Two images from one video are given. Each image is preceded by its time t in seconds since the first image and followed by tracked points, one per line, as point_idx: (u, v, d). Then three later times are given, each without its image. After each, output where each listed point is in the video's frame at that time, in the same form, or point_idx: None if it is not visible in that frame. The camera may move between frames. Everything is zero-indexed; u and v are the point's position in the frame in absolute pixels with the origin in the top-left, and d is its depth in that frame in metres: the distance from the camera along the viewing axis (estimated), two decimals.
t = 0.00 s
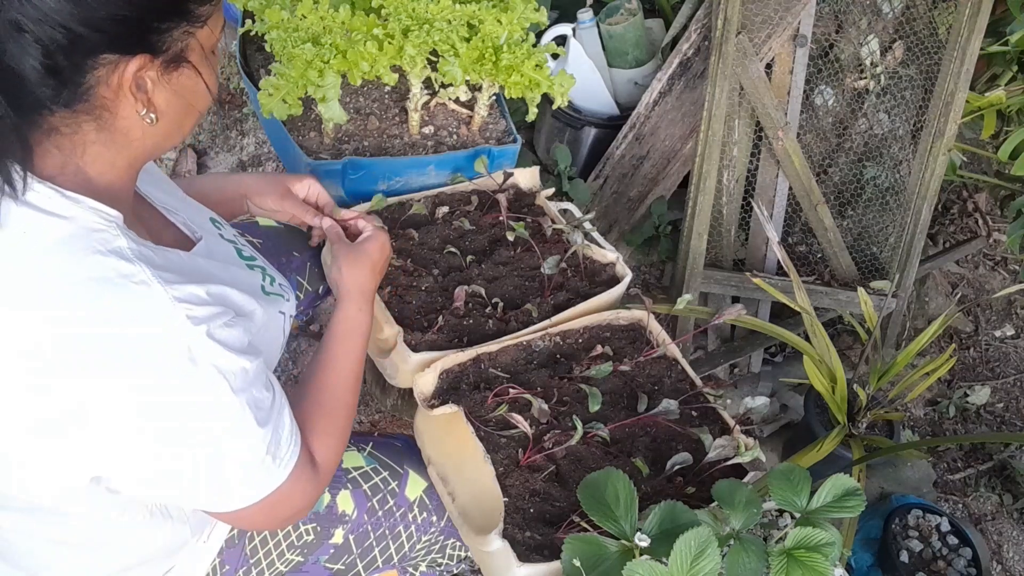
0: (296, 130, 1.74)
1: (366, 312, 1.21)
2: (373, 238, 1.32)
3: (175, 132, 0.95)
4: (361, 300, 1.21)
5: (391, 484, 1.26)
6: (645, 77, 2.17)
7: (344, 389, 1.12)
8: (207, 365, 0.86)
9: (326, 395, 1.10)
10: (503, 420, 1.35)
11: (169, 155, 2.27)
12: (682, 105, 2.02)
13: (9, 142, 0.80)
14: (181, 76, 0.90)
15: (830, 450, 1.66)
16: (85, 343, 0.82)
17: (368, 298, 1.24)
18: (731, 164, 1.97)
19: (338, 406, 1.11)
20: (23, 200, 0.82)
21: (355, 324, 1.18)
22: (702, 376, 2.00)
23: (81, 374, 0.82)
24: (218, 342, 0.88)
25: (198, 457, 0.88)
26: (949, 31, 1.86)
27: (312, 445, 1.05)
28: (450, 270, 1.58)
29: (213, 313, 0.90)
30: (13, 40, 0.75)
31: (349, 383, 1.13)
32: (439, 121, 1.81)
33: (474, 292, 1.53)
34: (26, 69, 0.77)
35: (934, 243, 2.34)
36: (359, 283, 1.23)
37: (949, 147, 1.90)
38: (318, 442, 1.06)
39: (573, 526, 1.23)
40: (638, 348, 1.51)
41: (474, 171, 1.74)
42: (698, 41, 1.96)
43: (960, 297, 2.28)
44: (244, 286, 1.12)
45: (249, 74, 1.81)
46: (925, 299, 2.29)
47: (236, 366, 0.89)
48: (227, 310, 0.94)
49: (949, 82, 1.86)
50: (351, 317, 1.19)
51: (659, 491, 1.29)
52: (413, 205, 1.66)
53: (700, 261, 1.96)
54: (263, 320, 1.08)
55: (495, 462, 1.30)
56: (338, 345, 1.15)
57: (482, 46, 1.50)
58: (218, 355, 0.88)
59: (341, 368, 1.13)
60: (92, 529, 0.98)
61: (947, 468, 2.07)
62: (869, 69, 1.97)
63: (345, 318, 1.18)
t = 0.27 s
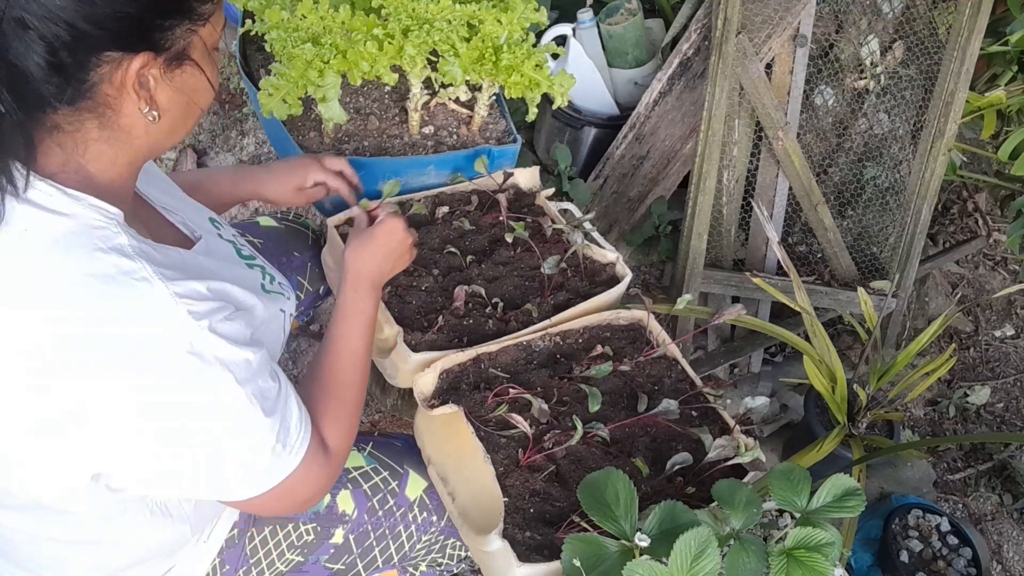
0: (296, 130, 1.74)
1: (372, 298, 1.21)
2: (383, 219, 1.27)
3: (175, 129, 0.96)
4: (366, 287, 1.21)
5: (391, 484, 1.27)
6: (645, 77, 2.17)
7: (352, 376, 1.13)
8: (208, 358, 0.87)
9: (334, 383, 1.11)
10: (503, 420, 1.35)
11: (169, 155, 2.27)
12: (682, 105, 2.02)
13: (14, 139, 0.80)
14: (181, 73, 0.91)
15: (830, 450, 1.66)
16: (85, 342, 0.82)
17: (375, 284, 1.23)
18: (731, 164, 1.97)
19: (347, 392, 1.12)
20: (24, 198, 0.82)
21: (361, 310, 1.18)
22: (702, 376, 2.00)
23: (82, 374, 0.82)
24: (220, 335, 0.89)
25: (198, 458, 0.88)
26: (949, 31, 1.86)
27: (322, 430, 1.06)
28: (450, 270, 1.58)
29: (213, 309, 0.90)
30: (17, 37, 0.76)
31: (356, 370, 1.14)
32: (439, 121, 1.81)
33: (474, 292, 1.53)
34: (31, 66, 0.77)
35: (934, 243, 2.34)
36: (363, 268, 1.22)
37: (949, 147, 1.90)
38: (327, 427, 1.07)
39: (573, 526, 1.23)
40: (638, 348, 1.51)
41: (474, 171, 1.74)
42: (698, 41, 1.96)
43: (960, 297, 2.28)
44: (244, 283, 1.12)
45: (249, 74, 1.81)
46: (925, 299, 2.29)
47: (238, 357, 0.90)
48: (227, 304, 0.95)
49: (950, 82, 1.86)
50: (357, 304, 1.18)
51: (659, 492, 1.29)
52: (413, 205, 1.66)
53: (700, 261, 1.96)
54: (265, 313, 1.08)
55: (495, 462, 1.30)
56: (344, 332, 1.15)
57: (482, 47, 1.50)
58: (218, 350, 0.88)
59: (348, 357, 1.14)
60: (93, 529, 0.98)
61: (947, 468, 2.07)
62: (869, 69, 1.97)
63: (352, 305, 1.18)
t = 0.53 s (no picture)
0: (296, 130, 1.74)
1: (377, 283, 1.22)
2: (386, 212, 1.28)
3: (175, 126, 0.97)
4: (370, 274, 1.23)
5: (390, 484, 1.27)
6: (646, 77, 2.17)
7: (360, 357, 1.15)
8: (214, 346, 0.88)
9: (343, 362, 1.13)
10: (504, 420, 1.35)
11: (169, 155, 2.27)
12: (682, 105, 2.02)
13: (15, 135, 0.82)
14: (182, 69, 0.92)
15: (830, 450, 1.66)
16: (86, 340, 0.84)
17: (378, 272, 1.24)
18: (731, 164, 1.97)
19: (356, 372, 1.13)
20: (27, 193, 0.83)
21: (366, 295, 1.19)
22: (702, 376, 2.00)
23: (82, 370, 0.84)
24: (224, 326, 0.89)
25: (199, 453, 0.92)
26: (949, 31, 1.86)
27: (332, 408, 1.08)
28: (450, 270, 1.59)
29: (216, 299, 0.91)
30: (18, 35, 0.77)
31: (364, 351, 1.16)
32: (439, 121, 1.81)
33: (474, 292, 1.53)
34: (32, 65, 0.79)
35: (934, 243, 2.34)
36: (366, 257, 1.24)
37: (949, 146, 1.90)
38: (337, 405, 1.09)
39: (573, 526, 1.23)
40: (638, 348, 1.51)
41: (474, 171, 1.74)
42: (699, 41, 1.96)
43: (960, 297, 2.28)
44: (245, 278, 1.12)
45: (249, 74, 1.81)
46: (925, 299, 2.29)
47: (243, 342, 0.91)
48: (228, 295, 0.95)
49: (950, 82, 1.86)
50: (360, 291, 1.20)
51: (659, 492, 1.29)
52: (413, 205, 1.66)
53: (700, 261, 1.96)
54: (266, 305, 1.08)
55: (495, 462, 1.30)
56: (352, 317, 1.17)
57: (482, 47, 1.50)
58: (224, 338, 0.89)
59: (355, 338, 1.16)
60: (91, 528, 0.99)
61: (947, 468, 2.07)
62: (869, 69, 1.97)
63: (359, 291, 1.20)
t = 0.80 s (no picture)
0: (296, 130, 1.74)
1: (378, 275, 1.26)
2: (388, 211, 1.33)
3: (177, 121, 0.98)
4: (371, 265, 1.27)
5: (390, 483, 1.27)
6: (646, 77, 2.17)
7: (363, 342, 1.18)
8: (219, 334, 0.89)
9: (348, 346, 1.17)
10: (504, 420, 1.35)
11: (169, 155, 2.27)
12: (682, 105, 2.02)
13: (21, 128, 0.83)
14: (184, 62, 0.92)
15: (830, 450, 1.66)
16: (86, 340, 0.85)
17: (379, 264, 1.29)
18: (731, 164, 1.97)
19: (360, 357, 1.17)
20: (31, 185, 0.84)
21: (369, 284, 1.23)
22: (702, 376, 2.00)
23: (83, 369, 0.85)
24: (227, 312, 0.91)
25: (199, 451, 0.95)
26: (949, 31, 1.86)
27: (338, 388, 1.11)
28: (450, 270, 1.58)
29: (219, 289, 0.92)
30: (22, 27, 0.78)
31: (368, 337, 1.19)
32: (439, 121, 1.81)
33: (474, 292, 1.52)
34: (36, 56, 0.80)
35: (934, 243, 2.34)
36: (367, 249, 1.28)
37: (949, 146, 1.91)
38: (343, 386, 1.12)
39: (572, 526, 1.23)
40: (638, 348, 1.51)
41: (474, 171, 1.74)
42: (699, 41, 1.96)
43: (960, 297, 2.28)
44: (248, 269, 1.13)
45: (249, 74, 1.81)
46: (925, 299, 2.29)
47: (247, 329, 0.92)
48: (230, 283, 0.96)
49: (950, 82, 1.86)
50: (363, 281, 1.24)
51: (659, 491, 1.29)
52: (413, 204, 1.66)
53: (700, 261, 1.96)
54: (268, 295, 1.08)
55: (495, 462, 1.30)
56: (356, 304, 1.21)
57: (482, 47, 1.50)
58: (228, 326, 0.90)
59: (360, 326, 1.19)
60: (91, 528, 0.99)
61: (947, 468, 2.07)
62: (869, 69, 1.97)
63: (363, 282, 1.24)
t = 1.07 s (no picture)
0: (296, 130, 1.74)
1: (380, 271, 1.29)
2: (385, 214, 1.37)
3: (177, 117, 0.98)
4: (372, 260, 1.30)
5: (390, 483, 1.28)
6: (646, 77, 2.17)
7: (366, 332, 1.20)
8: (219, 326, 0.89)
9: (351, 335, 1.18)
10: (504, 420, 1.35)
11: (169, 155, 2.27)
12: (682, 105, 2.02)
13: (21, 122, 0.83)
14: (182, 58, 0.93)
15: (830, 450, 1.66)
16: (87, 339, 0.85)
17: (380, 260, 1.31)
18: (731, 164, 1.97)
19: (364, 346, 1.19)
20: (32, 179, 0.84)
21: (370, 280, 1.26)
22: (702, 376, 2.00)
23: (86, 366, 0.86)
24: (227, 305, 0.91)
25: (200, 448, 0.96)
26: (949, 31, 1.86)
27: (340, 375, 1.13)
28: (450, 270, 1.58)
29: (219, 283, 0.92)
30: (22, 23, 0.77)
31: (370, 329, 1.21)
32: (439, 121, 1.81)
33: (474, 292, 1.52)
34: (35, 52, 0.79)
35: (934, 243, 2.34)
36: (367, 244, 1.32)
37: (949, 147, 1.91)
38: (344, 373, 1.13)
39: (572, 526, 1.23)
40: (638, 348, 1.51)
41: (474, 171, 1.74)
42: (699, 41, 1.96)
43: (960, 297, 2.28)
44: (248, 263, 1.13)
45: (249, 74, 1.81)
46: (925, 299, 2.29)
47: (248, 320, 0.93)
48: (230, 276, 0.96)
49: (949, 82, 1.86)
50: (363, 276, 1.27)
51: (659, 491, 1.29)
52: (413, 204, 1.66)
53: (699, 261, 1.96)
54: (270, 287, 1.08)
55: (495, 462, 1.30)
56: (360, 298, 1.23)
57: (482, 47, 1.50)
58: (228, 318, 0.90)
59: (362, 315, 1.22)
60: (93, 523, 1.00)
61: (947, 468, 2.07)
62: (869, 69, 1.97)
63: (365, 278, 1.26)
